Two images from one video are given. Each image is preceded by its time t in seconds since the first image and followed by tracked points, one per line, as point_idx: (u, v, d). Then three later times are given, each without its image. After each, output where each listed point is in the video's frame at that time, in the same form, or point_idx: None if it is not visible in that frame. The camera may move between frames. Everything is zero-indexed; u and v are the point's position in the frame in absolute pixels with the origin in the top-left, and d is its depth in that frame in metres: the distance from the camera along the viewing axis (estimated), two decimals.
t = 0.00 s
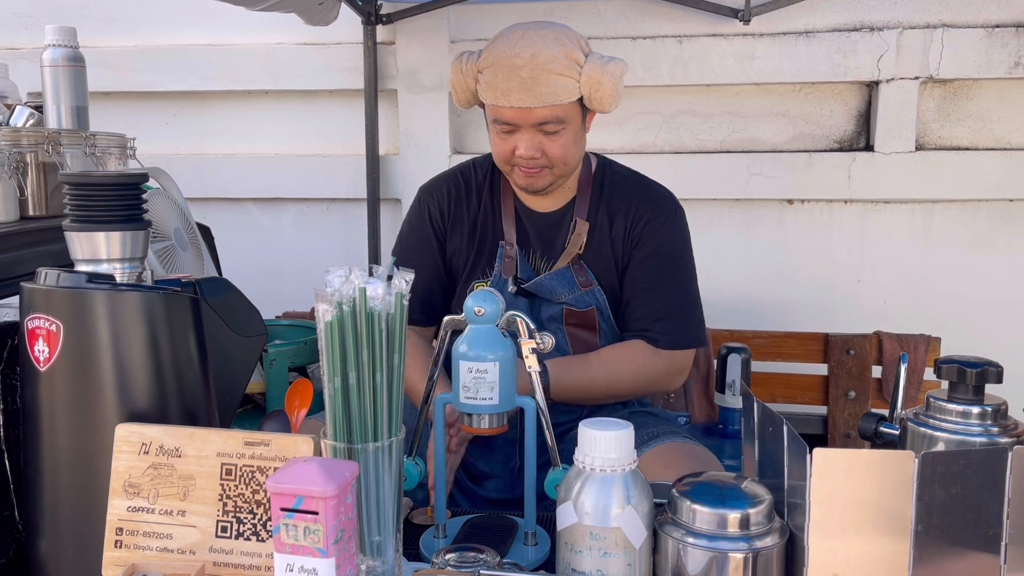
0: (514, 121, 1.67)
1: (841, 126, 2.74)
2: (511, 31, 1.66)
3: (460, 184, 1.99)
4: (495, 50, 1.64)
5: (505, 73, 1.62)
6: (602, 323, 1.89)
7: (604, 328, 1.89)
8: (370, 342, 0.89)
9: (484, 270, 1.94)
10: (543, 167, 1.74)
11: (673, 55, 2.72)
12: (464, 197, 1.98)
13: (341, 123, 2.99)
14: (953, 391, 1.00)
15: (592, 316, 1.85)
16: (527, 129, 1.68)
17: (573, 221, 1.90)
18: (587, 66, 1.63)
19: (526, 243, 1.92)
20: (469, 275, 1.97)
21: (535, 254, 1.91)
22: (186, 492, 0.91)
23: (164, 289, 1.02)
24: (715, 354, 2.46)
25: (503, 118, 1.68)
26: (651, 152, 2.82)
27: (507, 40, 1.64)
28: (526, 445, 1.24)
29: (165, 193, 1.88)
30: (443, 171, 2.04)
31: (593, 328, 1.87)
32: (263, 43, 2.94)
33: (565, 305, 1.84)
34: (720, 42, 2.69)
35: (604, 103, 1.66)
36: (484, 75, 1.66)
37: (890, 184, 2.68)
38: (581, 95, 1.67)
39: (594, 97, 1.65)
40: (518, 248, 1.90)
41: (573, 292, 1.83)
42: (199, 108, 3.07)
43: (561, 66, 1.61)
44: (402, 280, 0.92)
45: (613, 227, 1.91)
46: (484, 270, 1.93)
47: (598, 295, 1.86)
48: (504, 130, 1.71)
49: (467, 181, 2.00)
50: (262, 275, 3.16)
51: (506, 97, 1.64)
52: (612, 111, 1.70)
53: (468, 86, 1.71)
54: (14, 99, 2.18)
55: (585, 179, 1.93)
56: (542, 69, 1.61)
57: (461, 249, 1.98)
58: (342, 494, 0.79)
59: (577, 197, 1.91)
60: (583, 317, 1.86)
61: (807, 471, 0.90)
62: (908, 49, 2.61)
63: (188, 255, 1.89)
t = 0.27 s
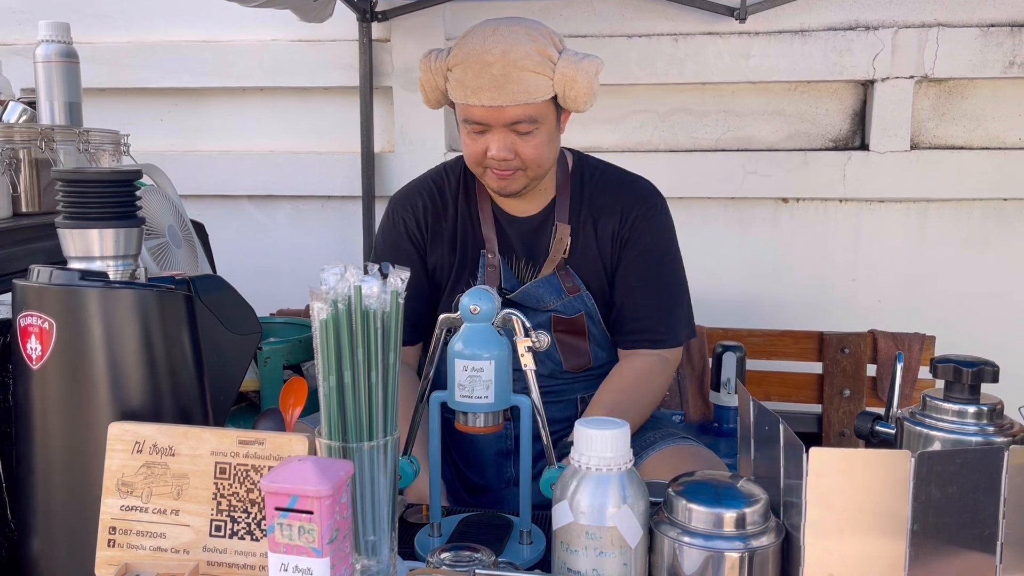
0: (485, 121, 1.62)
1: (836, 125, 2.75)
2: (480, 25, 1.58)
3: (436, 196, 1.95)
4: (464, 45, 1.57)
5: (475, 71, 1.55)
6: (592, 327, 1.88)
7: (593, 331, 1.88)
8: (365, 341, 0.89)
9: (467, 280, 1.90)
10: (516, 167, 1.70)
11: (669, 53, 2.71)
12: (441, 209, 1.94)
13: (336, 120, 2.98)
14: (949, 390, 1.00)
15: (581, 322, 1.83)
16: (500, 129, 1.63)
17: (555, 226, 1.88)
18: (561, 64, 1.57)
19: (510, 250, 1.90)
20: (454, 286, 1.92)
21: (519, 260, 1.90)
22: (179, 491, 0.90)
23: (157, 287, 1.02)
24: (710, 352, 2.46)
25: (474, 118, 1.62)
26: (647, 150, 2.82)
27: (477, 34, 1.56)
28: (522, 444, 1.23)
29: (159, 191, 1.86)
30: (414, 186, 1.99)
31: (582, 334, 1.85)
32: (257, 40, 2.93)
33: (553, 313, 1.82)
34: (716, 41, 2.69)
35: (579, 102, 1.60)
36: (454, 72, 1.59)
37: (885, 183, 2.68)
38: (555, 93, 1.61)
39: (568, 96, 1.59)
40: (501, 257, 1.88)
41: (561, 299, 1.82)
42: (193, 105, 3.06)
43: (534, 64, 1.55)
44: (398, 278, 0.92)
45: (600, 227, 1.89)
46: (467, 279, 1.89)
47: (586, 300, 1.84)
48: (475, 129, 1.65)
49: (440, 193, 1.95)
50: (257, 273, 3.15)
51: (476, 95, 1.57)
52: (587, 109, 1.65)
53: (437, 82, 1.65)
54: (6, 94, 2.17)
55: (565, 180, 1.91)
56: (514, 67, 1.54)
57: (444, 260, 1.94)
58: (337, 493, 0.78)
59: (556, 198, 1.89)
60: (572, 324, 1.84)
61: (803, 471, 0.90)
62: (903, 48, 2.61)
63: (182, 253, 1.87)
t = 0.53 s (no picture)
0: (487, 137, 1.52)
1: (833, 124, 2.74)
2: (479, 35, 1.48)
3: (436, 196, 1.93)
4: (464, 58, 1.47)
5: (476, 86, 1.45)
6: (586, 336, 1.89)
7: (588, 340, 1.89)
8: (359, 340, 0.89)
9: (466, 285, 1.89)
10: (519, 183, 1.61)
11: (666, 51, 2.71)
12: (442, 210, 1.92)
13: (332, 117, 2.98)
14: (944, 390, 1.00)
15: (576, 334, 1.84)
16: (502, 146, 1.53)
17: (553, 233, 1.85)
18: (567, 76, 1.47)
19: (507, 258, 1.89)
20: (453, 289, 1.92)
21: (516, 269, 1.88)
22: (173, 489, 0.90)
23: (151, 285, 1.01)
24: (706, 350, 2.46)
25: (475, 134, 1.52)
26: (643, 148, 2.82)
27: (477, 46, 1.46)
28: (517, 442, 1.23)
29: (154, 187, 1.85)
30: (414, 185, 1.96)
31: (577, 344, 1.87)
32: (253, 37, 2.92)
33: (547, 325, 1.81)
34: (713, 39, 2.69)
35: (586, 116, 1.51)
36: (453, 85, 1.49)
37: (881, 182, 2.68)
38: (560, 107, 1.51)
39: (574, 110, 1.50)
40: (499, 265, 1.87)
41: (555, 312, 1.81)
42: (189, 102, 3.05)
43: (539, 78, 1.45)
44: (392, 276, 0.92)
45: (592, 232, 1.84)
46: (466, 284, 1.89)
47: (581, 312, 1.84)
48: (477, 145, 1.55)
49: (440, 193, 1.93)
50: (253, 270, 3.14)
51: (478, 112, 1.47)
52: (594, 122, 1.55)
53: (434, 95, 1.55)
54: None
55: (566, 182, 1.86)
56: (518, 81, 1.44)
57: (443, 262, 1.92)
58: (330, 492, 0.78)
59: (556, 205, 1.86)
60: (567, 336, 1.85)
61: (798, 469, 0.90)
62: (900, 47, 2.61)
63: (177, 250, 1.86)
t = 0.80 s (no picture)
0: (520, 168, 1.51)
1: (829, 123, 2.75)
2: (515, 64, 1.43)
3: (454, 195, 1.95)
4: (499, 88, 1.43)
5: (511, 121, 1.42)
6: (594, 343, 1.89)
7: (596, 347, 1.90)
8: (353, 337, 0.90)
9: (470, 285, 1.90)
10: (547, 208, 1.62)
11: (663, 49, 2.71)
12: (456, 212, 1.93)
13: (330, 115, 2.98)
14: (937, 388, 1.01)
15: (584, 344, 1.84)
16: (534, 176, 1.53)
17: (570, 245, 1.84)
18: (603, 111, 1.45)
19: (513, 266, 1.88)
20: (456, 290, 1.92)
21: (525, 278, 1.88)
22: (167, 485, 0.90)
23: (146, 282, 1.01)
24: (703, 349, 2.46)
25: (507, 164, 1.51)
26: (640, 147, 2.82)
27: (514, 76, 1.42)
28: (512, 440, 1.23)
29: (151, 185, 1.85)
30: (432, 184, 1.97)
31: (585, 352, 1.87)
32: (250, 35, 2.92)
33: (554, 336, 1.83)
34: (710, 38, 2.69)
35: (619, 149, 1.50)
36: (488, 115, 1.46)
37: (877, 181, 2.69)
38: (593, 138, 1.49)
39: (608, 143, 1.48)
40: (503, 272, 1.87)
41: (563, 323, 1.82)
42: (186, 99, 3.05)
43: (576, 115, 1.42)
44: (385, 273, 0.93)
45: (607, 240, 1.85)
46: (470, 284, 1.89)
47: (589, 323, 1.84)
48: (508, 172, 1.55)
49: (457, 195, 1.95)
50: (249, 268, 3.14)
51: (512, 145, 1.46)
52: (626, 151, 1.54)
53: (466, 117, 1.52)
54: None
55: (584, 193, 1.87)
56: (555, 119, 1.41)
57: (451, 263, 1.93)
58: (323, 488, 0.79)
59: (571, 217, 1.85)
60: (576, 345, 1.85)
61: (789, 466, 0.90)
62: (897, 46, 2.62)
63: (175, 247, 1.86)
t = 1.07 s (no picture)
0: (527, 169, 1.51)
1: (828, 121, 2.75)
2: (524, 67, 1.44)
3: (467, 190, 1.95)
4: (509, 91, 1.44)
5: (520, 124, 1.43)
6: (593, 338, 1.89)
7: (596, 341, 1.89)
8: (349, 332, 0.90)
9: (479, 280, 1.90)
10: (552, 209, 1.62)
11: (663, 48, 2.72)
12: (471, 204, 1.94)
13: (329, 113, 2.98)
14: (932, 384, 1.01)
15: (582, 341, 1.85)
16: (540, 176, 1.53)
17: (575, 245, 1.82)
18: (610, 114, 1.45)
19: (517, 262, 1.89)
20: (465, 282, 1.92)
21: (529, 274, 1.89)
22: (164, 480, 0.91)
23: (144, 278, 1.02)
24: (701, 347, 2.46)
25: (515, 165, 1.52)
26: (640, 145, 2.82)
27: (523, 80, 1.43)
28: (509, 436, 1.23)
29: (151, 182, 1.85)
30: (450, 176, 1.99)
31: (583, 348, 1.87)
32: (249, 33, 2.92)
33: (553, 332, 1.84)
34: (709, 36, 2.69)
35: (625, 150, 1.50)
36: (497, 117, 1.47)
37: (876, 180, 2.69)
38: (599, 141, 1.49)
39: (614, 146, 1.48)
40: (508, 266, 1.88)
41: (561, 320, 1.82)
42: (186, 97, 3.05)
43: (583, 118, 1.43)
44: (381, 269, 0.93)
45: (609, 240, 1.85)
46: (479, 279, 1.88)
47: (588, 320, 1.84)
48: (515, 173, 1.55)
49: (473, 187, 1.96)
50: (248, 266, 3.14)
51: (521, 148, 1.46)
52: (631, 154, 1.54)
53: (475, 119, 1.53)
54: None
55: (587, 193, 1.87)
56: (563, 121, 1.42)
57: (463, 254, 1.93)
58: (319, 483, 0.79)
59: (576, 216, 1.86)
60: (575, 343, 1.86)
61: (785, 463, 0.90)
62: (896, 45, 2.62)
63: (174, 244, 1.86)
